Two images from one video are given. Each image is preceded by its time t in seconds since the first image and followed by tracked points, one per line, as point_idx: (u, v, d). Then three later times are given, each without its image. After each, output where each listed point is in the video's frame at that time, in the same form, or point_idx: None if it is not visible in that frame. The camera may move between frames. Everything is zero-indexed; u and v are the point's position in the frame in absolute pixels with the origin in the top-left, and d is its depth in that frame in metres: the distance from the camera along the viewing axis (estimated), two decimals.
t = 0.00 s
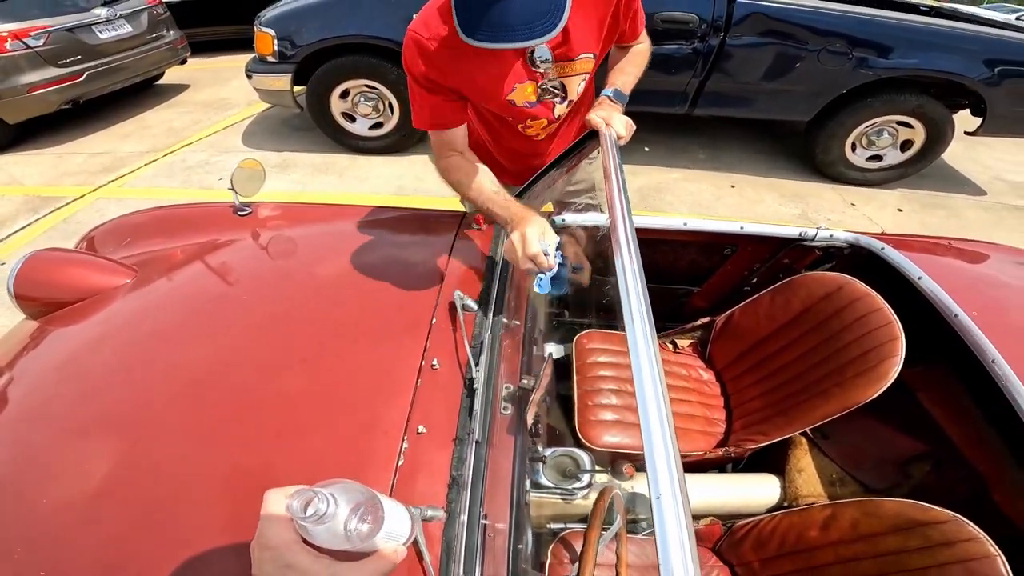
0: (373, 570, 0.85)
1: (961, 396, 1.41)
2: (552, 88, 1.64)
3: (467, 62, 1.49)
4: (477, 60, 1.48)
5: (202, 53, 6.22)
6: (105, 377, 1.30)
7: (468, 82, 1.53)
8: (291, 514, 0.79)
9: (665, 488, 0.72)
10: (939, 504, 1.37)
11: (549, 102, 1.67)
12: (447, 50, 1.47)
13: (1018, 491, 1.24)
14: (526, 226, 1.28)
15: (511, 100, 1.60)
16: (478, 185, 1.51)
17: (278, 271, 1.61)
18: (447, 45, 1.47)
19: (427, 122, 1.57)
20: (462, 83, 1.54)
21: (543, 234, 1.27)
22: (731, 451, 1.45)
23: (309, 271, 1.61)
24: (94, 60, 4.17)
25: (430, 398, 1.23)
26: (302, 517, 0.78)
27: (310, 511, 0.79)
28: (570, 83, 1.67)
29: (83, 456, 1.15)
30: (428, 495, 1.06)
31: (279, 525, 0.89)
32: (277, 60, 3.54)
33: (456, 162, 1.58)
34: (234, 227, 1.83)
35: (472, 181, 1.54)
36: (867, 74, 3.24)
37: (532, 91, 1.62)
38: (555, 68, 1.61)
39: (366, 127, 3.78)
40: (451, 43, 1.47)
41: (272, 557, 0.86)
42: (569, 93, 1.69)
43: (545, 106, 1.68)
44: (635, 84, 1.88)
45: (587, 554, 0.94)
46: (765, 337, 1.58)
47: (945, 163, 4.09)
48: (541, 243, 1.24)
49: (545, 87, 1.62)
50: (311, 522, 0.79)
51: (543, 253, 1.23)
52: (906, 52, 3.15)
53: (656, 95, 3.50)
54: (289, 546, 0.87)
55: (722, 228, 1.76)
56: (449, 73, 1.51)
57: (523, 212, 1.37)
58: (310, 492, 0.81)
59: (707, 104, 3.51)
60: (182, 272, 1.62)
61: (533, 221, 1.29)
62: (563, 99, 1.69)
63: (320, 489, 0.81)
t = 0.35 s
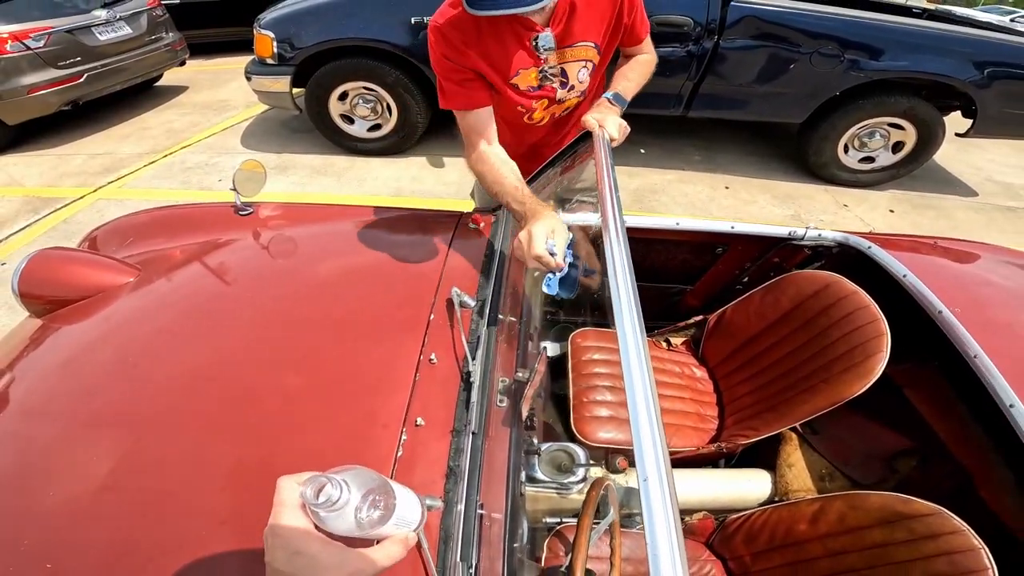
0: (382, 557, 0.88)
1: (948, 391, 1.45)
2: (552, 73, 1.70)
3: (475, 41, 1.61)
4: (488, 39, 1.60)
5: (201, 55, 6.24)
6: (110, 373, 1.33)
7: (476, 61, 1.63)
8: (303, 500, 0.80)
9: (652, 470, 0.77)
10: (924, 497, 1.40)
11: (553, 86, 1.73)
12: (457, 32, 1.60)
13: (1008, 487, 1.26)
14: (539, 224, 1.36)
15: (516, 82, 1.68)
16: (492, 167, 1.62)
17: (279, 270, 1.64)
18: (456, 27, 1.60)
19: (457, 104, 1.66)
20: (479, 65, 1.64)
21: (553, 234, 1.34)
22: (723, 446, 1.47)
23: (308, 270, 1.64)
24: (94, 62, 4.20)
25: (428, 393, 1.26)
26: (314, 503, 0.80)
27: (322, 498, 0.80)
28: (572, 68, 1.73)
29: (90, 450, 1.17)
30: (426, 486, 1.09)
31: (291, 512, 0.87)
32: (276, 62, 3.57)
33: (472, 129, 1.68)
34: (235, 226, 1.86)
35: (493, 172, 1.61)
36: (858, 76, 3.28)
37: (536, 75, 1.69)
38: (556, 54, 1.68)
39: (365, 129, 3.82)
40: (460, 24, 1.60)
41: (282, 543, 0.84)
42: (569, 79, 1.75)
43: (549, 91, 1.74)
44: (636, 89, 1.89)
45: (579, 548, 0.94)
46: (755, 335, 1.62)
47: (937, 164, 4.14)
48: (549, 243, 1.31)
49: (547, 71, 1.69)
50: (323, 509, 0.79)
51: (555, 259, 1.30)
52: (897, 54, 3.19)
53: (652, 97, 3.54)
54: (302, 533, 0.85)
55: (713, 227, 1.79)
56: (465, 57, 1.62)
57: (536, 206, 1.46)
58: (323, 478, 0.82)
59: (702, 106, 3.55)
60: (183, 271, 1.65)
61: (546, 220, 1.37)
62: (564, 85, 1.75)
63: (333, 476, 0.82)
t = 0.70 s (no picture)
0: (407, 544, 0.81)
1: (948, 393, 1.45)
2: (580, 59, 1.69)
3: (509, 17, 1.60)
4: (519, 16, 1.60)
5: (198, 55, 6.23)
6: (105, 373, 1.31)
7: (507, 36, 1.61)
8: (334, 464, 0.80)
9: (664, 473, 0.75)
10: (929, 498, 1.39)
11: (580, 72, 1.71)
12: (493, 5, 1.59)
13: (1009, 486, 1.25)
14: (562, 206, 1.31)
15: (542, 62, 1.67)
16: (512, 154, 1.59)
17: (276, 269, 1.62)
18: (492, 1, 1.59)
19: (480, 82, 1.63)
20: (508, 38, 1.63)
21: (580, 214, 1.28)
22: (726, 448, 1.46)
23: (306, 270, 1.62)
24: (91, 61, 4.18)
25: (430, 394, 1.24)
26: (344, 469, 0.80)
27: (353, 465, 0.80)
28: (598, 57, 1.71)
29: (84, 452, 1.15)
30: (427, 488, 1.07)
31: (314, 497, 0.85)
32: (274, 62, 3.55)
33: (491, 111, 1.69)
34: (232, 225, 1.84)
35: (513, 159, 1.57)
36: (858, 77, 3.27)
37: (563, 58, 1.67)
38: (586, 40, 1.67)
39: (363, 129, 3.80)
40: None
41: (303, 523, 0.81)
42: (595, 67, 1.73)
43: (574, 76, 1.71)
44: (653, 94, 1.80)
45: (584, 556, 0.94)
46: (757, 336, 1.61)
47: (935, 165, 4.14)
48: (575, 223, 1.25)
49: (575, 56, 1.68)
50: (352, 476, 0.80)
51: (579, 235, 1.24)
52: (896, 55, 3.18)
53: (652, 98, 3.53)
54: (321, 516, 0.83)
55: (715, 227, 1.77)
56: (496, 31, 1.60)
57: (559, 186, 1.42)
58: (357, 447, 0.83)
59: (702, 107, 3.54)
60: (180, 271, 1.63)
61: (571, 203, 1.31)
62: (589, 72, 1.72)
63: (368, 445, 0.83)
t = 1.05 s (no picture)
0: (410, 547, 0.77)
1: (952, 397, 1.42)
2: (579, 59, 1.66)
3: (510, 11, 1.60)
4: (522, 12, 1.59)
5: (195, 56, 6.20)
6: (93, 379, 1.28)
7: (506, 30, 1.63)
8: (349, 449, 0.77)
9: (665, 491, 0.70)
10: (934, 506, 1.37)
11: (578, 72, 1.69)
12: None
13: (1013, 491, 1.23)
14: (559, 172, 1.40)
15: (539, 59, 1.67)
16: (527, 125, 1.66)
17: (269, 273, 1.59)
18: None
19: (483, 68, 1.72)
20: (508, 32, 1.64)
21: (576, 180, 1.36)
22: (726, 455, 1.43)
23: (300, 273, 1.59)
24: (86, 62, 4.15)
25: (426, 403, 1.21)
26: (358, 457, 0.76)
27: (367, 456, 0.77)
28: (599, 60, 1.68)
29: (69, 461, 1.12)
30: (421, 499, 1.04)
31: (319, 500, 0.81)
32: (271, 62, 3.53)
33: (494, 104, 1.77)
34: (226, 229, 1.82)
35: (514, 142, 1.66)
36: (858, 79, 3.26)
37: (561, 57, 1.66)
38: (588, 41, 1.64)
39: (360, 130, 3.78)
40: None
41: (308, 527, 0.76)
42: (595, 68, 1.70)
43: (572, 75, 1.70)
44: (654, 101, 1.74)
45: (583, 561, 0.92)
46: (759, 341, 1.59)
47: (935, 167, 4.13)
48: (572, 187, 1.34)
49: (575, 55, 1.65)
50: (365, 467, 0.77)
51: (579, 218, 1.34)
52: (896, 56, 3.17)
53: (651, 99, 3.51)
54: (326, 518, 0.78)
55: (716, 231, 1.75)
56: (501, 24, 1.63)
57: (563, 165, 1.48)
58: (376, 437, 0.79)
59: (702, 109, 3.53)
60: (172, 275, 1.60)
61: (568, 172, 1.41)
62: (588, 73, 1.70)
63: (386, 437, 0.79)
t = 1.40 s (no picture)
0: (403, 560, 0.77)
1: (955, 400, 1.42)
2: (579, 61, 1.66)
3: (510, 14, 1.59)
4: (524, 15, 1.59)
5: (193, 58, 6.19)
6: (89, 383, 1.26)
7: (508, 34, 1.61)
8: (347, 463, 0.78)
9: (673, 496, 0.70)
10: (937, 509, 1.36)
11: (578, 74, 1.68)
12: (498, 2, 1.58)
13: (1016, 493, 1.23)
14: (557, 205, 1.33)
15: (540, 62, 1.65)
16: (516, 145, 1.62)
17: (267, 276, 1.58)
18: None
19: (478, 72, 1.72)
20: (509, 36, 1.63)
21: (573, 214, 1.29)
22: (728, 458, 1.43)
23: (299, 276, 1.58)
24: (83, 63, 4.14)
25: (427, 407, 1.20)
26: (355, 470, 0.77)
27: (364, 469, 0.78)
28: (598, 61, 1.68)
29: (65, 466, 1.11)
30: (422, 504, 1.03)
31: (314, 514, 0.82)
32: (269, 64, 3.52)
33: (492, 113, 1.74)
34: (223, 231, 1.81)
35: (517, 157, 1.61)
36: (857, 80, 3.26)
37: (561, 58, 1.65)
38: (587, 43, 1.64)
39: (359, 132, 3.77)
40: None
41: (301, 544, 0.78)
42: (595, 70, 1.70)
43: (573, 78, 1.69)
44: (655, 101, 1.74)
45: (586, 567, 0.91)
46: (760, 344, 1.58)
47: (933, 170, 4.14)
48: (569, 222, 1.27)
49: (576, 57, 1.65)
50: (361, 480, 0.77)
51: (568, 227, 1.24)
52: (895, 58, 3.17)
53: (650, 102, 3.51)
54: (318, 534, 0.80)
55: (717, 234, 1.75)
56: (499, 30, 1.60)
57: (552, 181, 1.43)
58: (375, 451, 0.80)
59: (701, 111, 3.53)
60: (170, 277, 1.59)
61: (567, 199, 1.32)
62: (588, 74, 1.69)
63: (385, 451, 0.80)
